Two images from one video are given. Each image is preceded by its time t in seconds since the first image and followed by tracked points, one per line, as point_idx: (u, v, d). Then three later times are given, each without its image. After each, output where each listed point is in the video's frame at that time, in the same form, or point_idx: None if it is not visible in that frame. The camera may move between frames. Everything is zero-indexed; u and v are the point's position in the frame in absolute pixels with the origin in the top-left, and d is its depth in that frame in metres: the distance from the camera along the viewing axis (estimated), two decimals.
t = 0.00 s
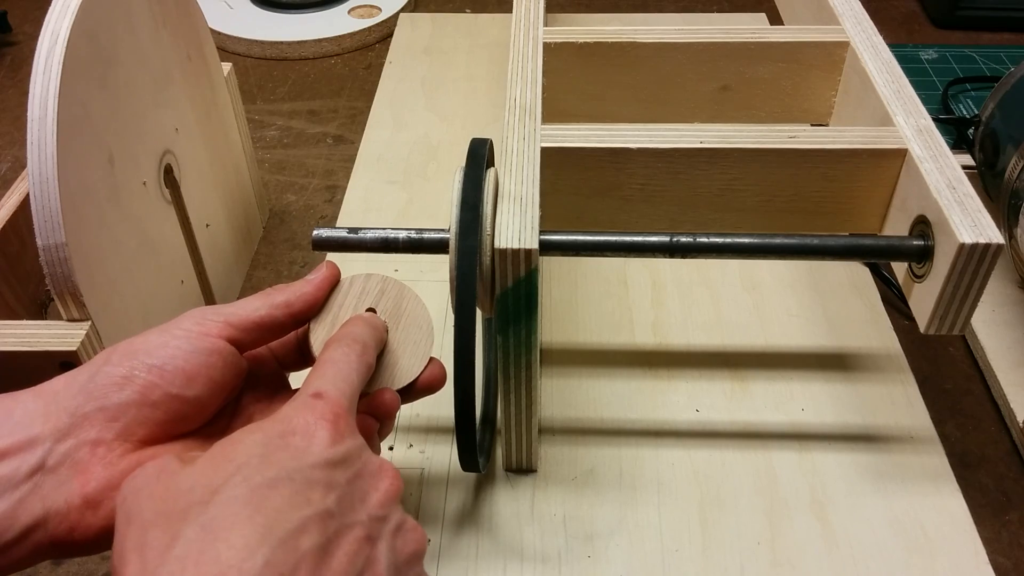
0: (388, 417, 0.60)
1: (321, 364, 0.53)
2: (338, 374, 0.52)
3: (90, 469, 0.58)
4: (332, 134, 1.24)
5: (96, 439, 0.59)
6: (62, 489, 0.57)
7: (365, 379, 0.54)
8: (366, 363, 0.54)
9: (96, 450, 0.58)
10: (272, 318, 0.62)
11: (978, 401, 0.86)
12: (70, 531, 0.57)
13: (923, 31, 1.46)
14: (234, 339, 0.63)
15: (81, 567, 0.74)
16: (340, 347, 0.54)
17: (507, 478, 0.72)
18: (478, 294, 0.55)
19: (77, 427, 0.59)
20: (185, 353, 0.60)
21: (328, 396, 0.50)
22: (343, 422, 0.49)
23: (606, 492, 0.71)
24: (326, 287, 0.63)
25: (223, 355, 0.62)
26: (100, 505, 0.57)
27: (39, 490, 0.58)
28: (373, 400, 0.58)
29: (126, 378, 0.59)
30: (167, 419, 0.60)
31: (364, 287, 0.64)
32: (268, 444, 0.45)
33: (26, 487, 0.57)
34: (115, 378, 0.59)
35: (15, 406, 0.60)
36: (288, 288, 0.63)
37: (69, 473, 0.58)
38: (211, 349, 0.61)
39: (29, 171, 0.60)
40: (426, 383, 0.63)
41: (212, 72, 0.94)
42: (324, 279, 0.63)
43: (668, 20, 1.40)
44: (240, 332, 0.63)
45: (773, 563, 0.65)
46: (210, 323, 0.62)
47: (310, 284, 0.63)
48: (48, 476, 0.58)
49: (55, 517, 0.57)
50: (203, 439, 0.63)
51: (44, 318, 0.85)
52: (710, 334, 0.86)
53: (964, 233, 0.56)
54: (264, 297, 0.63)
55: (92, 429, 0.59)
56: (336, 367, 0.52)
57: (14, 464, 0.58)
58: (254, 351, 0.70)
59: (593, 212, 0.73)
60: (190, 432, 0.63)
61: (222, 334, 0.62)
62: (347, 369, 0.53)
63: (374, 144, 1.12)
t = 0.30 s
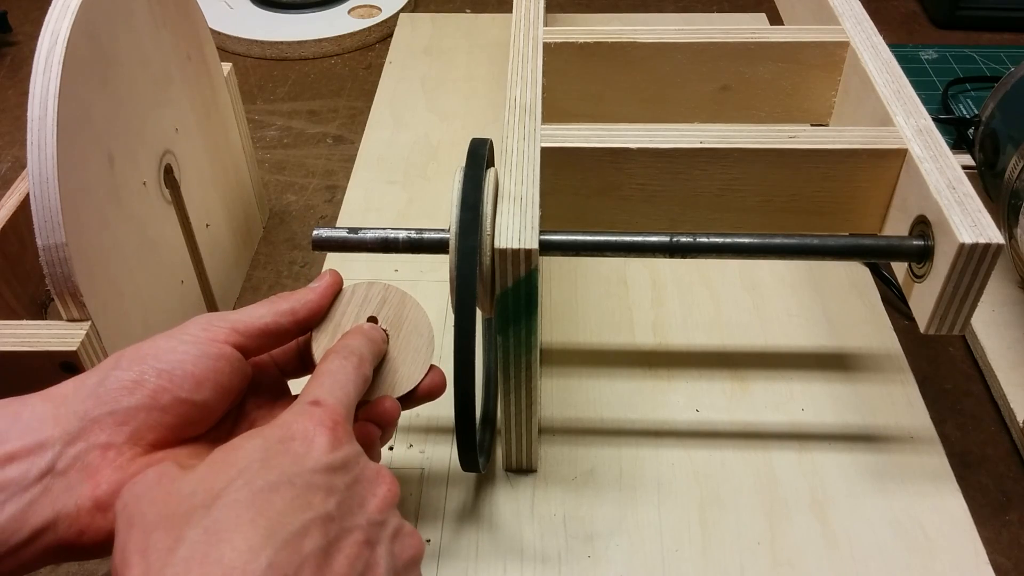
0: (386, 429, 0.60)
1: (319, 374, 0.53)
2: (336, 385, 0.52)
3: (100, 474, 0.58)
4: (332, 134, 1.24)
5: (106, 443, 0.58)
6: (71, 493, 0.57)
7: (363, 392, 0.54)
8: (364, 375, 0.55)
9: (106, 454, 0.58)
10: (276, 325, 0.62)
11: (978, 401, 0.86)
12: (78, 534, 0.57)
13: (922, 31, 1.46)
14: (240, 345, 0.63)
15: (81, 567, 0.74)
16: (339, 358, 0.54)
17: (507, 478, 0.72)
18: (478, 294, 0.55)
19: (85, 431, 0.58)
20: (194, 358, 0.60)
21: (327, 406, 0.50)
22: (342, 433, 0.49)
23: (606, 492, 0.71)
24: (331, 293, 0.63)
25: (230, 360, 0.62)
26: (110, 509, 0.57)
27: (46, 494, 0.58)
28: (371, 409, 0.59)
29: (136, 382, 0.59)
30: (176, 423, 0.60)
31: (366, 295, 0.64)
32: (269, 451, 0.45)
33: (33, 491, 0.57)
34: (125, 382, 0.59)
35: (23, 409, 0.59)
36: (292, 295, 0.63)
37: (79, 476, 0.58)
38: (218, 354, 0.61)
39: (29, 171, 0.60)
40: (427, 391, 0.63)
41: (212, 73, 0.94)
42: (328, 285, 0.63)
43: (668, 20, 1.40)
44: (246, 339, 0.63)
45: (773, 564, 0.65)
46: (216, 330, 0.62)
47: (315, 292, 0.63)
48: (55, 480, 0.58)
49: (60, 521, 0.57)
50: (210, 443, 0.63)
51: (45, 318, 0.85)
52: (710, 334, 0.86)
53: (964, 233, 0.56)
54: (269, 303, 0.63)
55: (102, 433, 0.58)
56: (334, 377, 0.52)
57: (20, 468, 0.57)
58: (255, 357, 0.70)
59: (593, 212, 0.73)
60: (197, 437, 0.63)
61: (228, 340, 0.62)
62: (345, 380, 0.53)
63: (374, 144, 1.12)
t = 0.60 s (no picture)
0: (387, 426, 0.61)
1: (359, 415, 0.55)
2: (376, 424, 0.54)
3: (98, 466, 0.53)
4: (332, 134, 1.24)
5: (106, 435, 0.55)
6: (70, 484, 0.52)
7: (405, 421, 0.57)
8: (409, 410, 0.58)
9: (108, 445, 0.54)
10: (272, 318, 0.62)
11: (978, 401, 0.86)
12: (78, 527, 0.52)
13: (922, 31, 1.46)
14: (237, 338, 0.62)
15: (81, 567, 0.74)
16: (379, 397, 0.56)
17: (507, 478, 0.72)
18: (478, 295, 0.55)
19: (85, 422, 0.55)
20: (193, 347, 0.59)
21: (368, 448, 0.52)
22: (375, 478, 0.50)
23: (606, 492, 0.71)
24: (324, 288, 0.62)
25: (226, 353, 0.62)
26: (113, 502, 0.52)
27: (46, 485, 0.54)
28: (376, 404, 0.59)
29: (134, 373, 0.57)
30: (176, 413, 0.58)
31: (364, 291, 0.62)
32: (296, 498, 0.46)
33: (33, 481, 0.54)
34: (123, 373, 0.57)
35: (21, 401, 0.57)
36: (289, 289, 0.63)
37: (77, 467, 0.54)
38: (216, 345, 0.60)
39: (29, 172, 0.60)
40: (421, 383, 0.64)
41: (212, 73, 0.94)
42: (322, 280, 0.63)
43: (669, 20, 1.40)
44: (243, 331, 0.62)
45: (773, 564, 0.65)
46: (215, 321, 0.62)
47: (309, 286, 0.62)
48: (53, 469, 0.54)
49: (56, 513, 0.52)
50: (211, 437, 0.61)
51: (45, 318, 0.85)
52: (711, 334, 0.86)
53: (964, 233, 0.56)
54: (267, 298, 0.62)
55: (101, 424, 0.55)
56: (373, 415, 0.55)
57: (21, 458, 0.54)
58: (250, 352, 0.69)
59: (593, 212, 0.73)
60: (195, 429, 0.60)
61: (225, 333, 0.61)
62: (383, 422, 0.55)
63: (374, 144, 1.12)
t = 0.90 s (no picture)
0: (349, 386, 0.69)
1: None
2: None
3: (111, 445, 0.53)
4: (332, 135, 1.24)
5: (108, 415, 0.54)
6: (84, 466, 0.52)
7: None
8: None
9: (111, 425, 0.54)
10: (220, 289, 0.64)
11: (977, 401, 0.86)
12: (98, 505, 0.52)
13: (922, 31, 1.46)
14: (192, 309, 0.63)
15: (81, 567, 0.73)
16: None
17: (507, 478, 0.72)
18: (478, 294, 0.55)
19: (84, 405, 0.54)
20: (167, 319, 0.60)
21: None
22: None
23: (607, 492, 0.71)
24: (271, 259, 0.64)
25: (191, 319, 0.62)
26: (129, 478, 0.53)
27: (49, 471, 0.52)
28: (333, 365, 0.67)
29: (120, 351, 0.57)
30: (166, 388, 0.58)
31: (302, 258, 0.64)
32: None
33: (35, 468, 0.52)
34: (107, 353, 0.56)
35: (9, 392, 0.54)
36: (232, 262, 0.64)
37: (88, 450, 0.53)
38: (179, 315, 0.60)
39: (29, 172, 0.60)
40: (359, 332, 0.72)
41: (212, 73, 0.94)
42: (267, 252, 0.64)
43: (669, 20, 1.40)
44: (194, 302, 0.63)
45: (773, 564, 0.65)
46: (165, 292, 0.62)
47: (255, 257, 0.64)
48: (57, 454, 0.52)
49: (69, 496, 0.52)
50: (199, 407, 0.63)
51: (45, 318, 0.85)
52: (710, 334, 0.86)
53: (964, 233, 0.56)
54: (211, 268, 0.64)
55: (99, 405, 0.54)
56: None
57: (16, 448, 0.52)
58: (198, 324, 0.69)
59: (593, 212, 0.73)
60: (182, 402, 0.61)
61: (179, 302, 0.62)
62: None
63: (374, 145, 1.12)
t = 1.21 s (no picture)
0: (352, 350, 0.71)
1: None
2: None
3: (114, 449, 0.55)
4: (332, 134, 1.24)
5: (109, 419, 0.55)
6: (87, 473, 0.54)
7: None
8: None
9: (113, 428, 0.55)
10: (209, 261, 0.63)
11: (977, 401, 0.86)
12: (102, 507, 0.54)
13: (922, 31, 1.46)
14: (184, 287, 0.62)
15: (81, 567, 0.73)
16: None
17: (507, 478, 0.72)
18: (478, 294, 0.55)
19: (84, 410, 0.54)
20: (162, 311, 0.58)
21: None
22: None
23: (607, 492, 0.71)
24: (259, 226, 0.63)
25: (184, 301, 0.60)
26: (132, 482, 0.55)
27: (50, 478, 0.53)
28: (336, 329, 0.69)
29: (118, 349, 0.56)
30: (163, 383, 0.59)
31: (296, 215, 0.64)
32: None
33: (36, 477, 0.52)
34: (103, 352, 0.56)
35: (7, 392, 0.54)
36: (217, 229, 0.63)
37: (90, 456, 0.54)
38: (173, 297, 0.59)
39: (29, 172, 0.59)
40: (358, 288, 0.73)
41: (212, 73, 0.94)
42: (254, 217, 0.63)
43: (669, 20, 1.40)
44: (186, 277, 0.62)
45: (773, 564, 0.65)
46: (155, 273, 0.60)
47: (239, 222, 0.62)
48: (57, 462, 0.53)
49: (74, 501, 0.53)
50: (199, 391, 0.63)
51: (45, 318, 0.85)
52: (710, 334, 0.86)
53: (964, 233, 0.56)
54: (196, 238, 0.62)
55: (100, 410, 0.55)
56: None
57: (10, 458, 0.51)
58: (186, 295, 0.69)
59: (593, 212, 0.73)
60: (181, 392, 0.62)
61: (172, 280, 0.60)
62: None
63: (374, 144, 1.12)
